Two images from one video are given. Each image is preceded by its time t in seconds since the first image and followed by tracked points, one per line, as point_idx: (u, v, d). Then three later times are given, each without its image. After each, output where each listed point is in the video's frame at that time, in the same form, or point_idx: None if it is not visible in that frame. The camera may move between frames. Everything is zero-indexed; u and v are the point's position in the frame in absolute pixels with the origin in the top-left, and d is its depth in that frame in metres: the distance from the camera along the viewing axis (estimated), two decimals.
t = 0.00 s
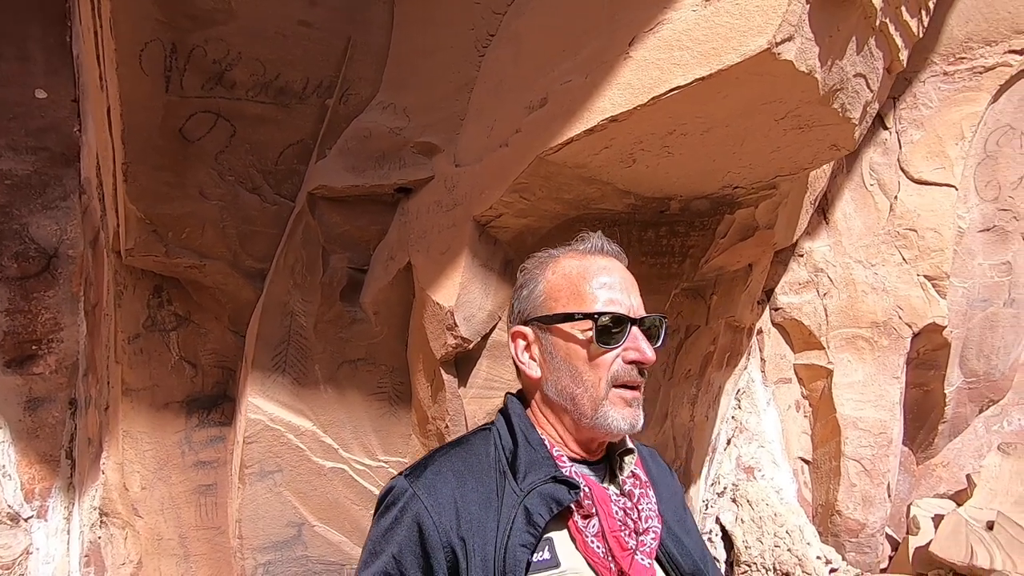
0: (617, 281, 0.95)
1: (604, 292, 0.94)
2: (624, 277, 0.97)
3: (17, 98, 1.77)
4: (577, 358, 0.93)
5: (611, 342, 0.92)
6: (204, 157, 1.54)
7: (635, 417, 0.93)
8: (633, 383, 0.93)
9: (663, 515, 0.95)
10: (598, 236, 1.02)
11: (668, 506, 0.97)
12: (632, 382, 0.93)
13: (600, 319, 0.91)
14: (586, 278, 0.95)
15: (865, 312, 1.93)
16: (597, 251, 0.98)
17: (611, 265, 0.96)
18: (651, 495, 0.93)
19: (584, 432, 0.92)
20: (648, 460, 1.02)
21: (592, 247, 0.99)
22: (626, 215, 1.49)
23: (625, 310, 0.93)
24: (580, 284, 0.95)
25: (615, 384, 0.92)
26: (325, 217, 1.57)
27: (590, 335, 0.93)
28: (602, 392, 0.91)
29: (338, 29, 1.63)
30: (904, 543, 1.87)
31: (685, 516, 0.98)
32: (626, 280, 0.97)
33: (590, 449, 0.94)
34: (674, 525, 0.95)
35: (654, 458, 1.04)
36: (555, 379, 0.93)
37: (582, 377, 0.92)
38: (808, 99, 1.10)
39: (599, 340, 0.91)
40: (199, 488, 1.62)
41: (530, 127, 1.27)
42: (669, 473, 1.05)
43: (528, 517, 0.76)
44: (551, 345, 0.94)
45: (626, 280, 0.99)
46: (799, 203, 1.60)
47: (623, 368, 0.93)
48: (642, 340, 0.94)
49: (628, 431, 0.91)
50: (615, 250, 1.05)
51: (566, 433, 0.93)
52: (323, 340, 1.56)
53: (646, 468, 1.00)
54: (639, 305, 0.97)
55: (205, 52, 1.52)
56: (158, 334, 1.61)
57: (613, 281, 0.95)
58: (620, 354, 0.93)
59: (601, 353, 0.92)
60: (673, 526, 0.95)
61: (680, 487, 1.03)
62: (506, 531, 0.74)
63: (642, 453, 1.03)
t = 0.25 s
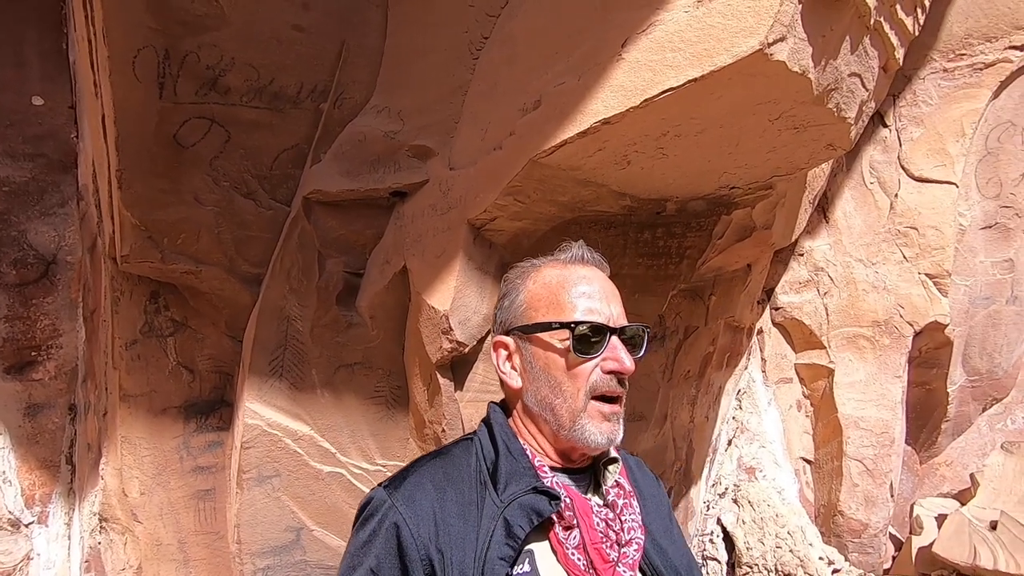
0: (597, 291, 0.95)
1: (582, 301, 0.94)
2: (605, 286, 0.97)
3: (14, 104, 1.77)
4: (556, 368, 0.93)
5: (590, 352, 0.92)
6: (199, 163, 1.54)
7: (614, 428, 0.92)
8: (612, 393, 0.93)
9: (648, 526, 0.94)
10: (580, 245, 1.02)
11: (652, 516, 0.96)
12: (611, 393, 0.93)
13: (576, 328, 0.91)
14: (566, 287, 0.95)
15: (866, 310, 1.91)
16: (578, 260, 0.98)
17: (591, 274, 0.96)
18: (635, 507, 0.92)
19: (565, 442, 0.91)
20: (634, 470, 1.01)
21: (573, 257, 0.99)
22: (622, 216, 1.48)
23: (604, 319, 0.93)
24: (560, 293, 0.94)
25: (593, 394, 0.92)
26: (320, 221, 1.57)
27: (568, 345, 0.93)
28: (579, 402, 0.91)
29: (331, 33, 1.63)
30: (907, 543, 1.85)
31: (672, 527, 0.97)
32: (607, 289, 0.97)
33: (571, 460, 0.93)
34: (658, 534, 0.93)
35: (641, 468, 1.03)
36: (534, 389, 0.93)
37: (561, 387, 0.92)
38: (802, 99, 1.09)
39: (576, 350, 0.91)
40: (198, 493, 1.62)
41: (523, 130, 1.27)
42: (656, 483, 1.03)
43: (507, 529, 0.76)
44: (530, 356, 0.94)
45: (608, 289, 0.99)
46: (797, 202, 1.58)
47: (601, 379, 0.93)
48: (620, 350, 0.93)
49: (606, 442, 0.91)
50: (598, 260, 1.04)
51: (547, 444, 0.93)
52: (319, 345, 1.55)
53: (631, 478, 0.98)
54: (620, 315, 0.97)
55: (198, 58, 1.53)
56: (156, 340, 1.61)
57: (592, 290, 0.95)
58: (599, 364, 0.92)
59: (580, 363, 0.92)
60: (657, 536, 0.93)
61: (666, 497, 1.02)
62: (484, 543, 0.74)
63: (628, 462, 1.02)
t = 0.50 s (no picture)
0: (594, 285, 0.94)
1: (578, 295, 0.93)
2: (601, 280, 0.96)
3: (13, 106, 1.78)
4: (552, 364, 0.92)
5: (585, 346, 0.91)
6: (198, 162, 1.54)
7: (614, 423, 0.91)
8: (610, 388, 0.91)
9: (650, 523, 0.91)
10: (577, 241, 1.01)
11: (653, 513, 0.93)
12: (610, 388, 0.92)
13: (570, 321, 0.90)
14: (561, 281, 0.94)
15: (870, 303, 1.90)
16: (574, 254, 0.98)
17: (588, 268, 0.95)
18: (637, 504, 0.89)
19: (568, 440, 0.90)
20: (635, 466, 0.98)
21: (569, 252, 0.99)
22: (623, 211, 1.48)
23: (599, 313, 0.92)
24: (555, 287, 0.94)
25: (591, 389, 0.91)
26: (321, 220, 1.56)
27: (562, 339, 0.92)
28: (576, 396, 0.90)
29: (328, 31, 1.62)
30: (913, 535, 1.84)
31: (673, 523, 0.94)
32: (604, 283, 0.96)
33: (572, 456, 0.91)
34: (660, 531, 0.90)
35: (642, 464, 1.00)
36: (532, 386, 0.92)
37: (558, 382, 0.91)
38: (802, 90, 1.08)
39: (572, 344, 0.90)
40: (203, 492, 1.63)
41: (522, 125, 1.26)
42: (657, 480, 1.00)
43: (507, 528, 0.72)
44: (527, 352, 0.94)
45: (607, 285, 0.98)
46: (799, 194, 1.57)
47: (599, 373, 0.91)
48: (618, 343, 0.92)
49: (604, 436, 0.89)
50: (598, 256, 1.03)
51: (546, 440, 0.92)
52: (321, 343, 1.56)
53: (632, 475, 0.95)
54: (618, 308, 0.95)
55: (196, 58, 1.52)
56: (158, 340, 1.62)
57: (588, 284, 0.94)
58: (596, 358, 0.91)
59: (576, 357, 0.91)
60: (658, 533, 0.90)
61: (668, 493, 0.99)
62: (484, 542, 0.71)
63: (628, 459, 0.99)
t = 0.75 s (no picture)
0: (597, 281, 0.93)
1: (581, 291, 0.92)
2: (604, 275, 0.95)
3: (16, 109, 1.75)
4: (555, 361, 0.92)
5: (586, 342, 0.91)
6: (202, 162, 1.55)
7: (617, 419, 0.90)
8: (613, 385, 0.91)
9: (660, 520, 0.89)
10: (580, 238, 1.01)
11: (664, 511, 0.91)
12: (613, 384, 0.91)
13: (571, 318, 0.90)
14: (564, 278, 0.94)
15: (874, 296, 1.89)
16: (577, 251, 0.97)
17: (591, 264, 0.95)
18: (646, 502, 0.87)
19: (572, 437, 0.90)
20: (644, 464, 0.96)
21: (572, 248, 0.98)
22: (626, 207, 1.48)
23: (602, 309, 0.91)
24: (558, 285, 0.93)
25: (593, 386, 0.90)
26: (324, 218, 1.57)
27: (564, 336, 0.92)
28: (578, 393, 0.89)
29: (330, 29, 1.62)
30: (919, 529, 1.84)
31: (683, 521, 0.91)
32: (608, 280, 0.95)
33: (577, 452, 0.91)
34: (671, 530, 0.88)
35: (651, 462, 0.98)
36: (536, 385, 0.92)
37: (560, 380, 0.90)
38: (806, 84, 1.08)
39: (573, 341, 0.90)
40: (210, 491, 1.64)
41: (525, 122, 1.26)
42: (666, 477, 0.98)
43: (517, 527, 0.71)
44: (531, 351, 0.94)
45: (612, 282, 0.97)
46: (803, 189, 1.57)
47: (601, 370, 0.91)
48: (620, 339, 0.91)
49: (608, 433, 0.88)
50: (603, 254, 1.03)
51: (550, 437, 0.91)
52: (326, 342, 1.56)
53: (642, 473, 0.93)
54: (623, 304, 0.95)
55: (198, 58, 1.52)
56: (164, 340, 1.62)
57: (591, 280, 0.93)
58: (597, 355, 0.91)
59: (578, 354, 0.91)
60: (669, 531, 0.88)
61: (676, 491, 0.97)
62: (495, 541, 0.70)
63: (637, 456, 0.97)
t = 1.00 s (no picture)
0: (592, 276, 0.92)
1: (575, 287, 0.91)
2: (600, 270, 0.94)
3: (18, 110, 1.74)
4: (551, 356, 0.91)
5: (581, 336, 0.89)
6: (204, 162, 1.55)
7: (616, 409, 0.88)
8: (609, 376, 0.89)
9: (667, 517, 0.88)
10: (578, 235, 1.00)
11: (670, 508, 0.90)
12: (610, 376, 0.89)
13: (563, 313, 0.89)
14: (559, 275, 0.93)
15: (877, 292, 1.89)
16: (572, 247, 0.97)
17: (586, 259, 0.94)
18: (654, 499, 0.86)
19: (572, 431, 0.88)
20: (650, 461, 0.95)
21: (568, 246, 0.98)
22: (629, 203, 1.47)
23: (596, 303, 0.90)
24: (553, 281, 0.93)
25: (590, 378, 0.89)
26: (326, 217, 1.57)
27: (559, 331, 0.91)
28: (574, 385, 0.88)
29: (332, 28, 1.62)
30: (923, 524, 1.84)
31: (691, 518, 0.90)
32: (605, 274, 0.94)
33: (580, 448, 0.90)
34: (678, 528, 0.87)
35: (658, 459, 0.97)
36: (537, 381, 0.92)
37: (556, 375, 0.90)
38: (809, 79, 1.08)
39: (566, 335, 0.89)
40: (215, 489, 1.65)
41: (527, 120, 1.26)
42: (673, 474, 0.97)
43: (525, 526, 0.72)
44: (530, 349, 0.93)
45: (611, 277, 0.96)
46: (805, 185, 1.57)
47: (597, 362, 0.89)
48: (615, 331, 0.90)
49: (606, 423, 0.86)
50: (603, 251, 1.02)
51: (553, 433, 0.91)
52: (330, 340, 1.56)
53: (648, 470, 0.93)
54: (620, 298, 0.93)
55: (200, 57, 1.52)
56: (167, 339, 1.62)
57: (587, 275, 0.92)
58: (592, 348, 0.89)
59: (572, 348, 0.90)
60: (676, 528, 0.87)
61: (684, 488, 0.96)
62: (503, 540, 0.70)
63: (643, 453, 0.96)
